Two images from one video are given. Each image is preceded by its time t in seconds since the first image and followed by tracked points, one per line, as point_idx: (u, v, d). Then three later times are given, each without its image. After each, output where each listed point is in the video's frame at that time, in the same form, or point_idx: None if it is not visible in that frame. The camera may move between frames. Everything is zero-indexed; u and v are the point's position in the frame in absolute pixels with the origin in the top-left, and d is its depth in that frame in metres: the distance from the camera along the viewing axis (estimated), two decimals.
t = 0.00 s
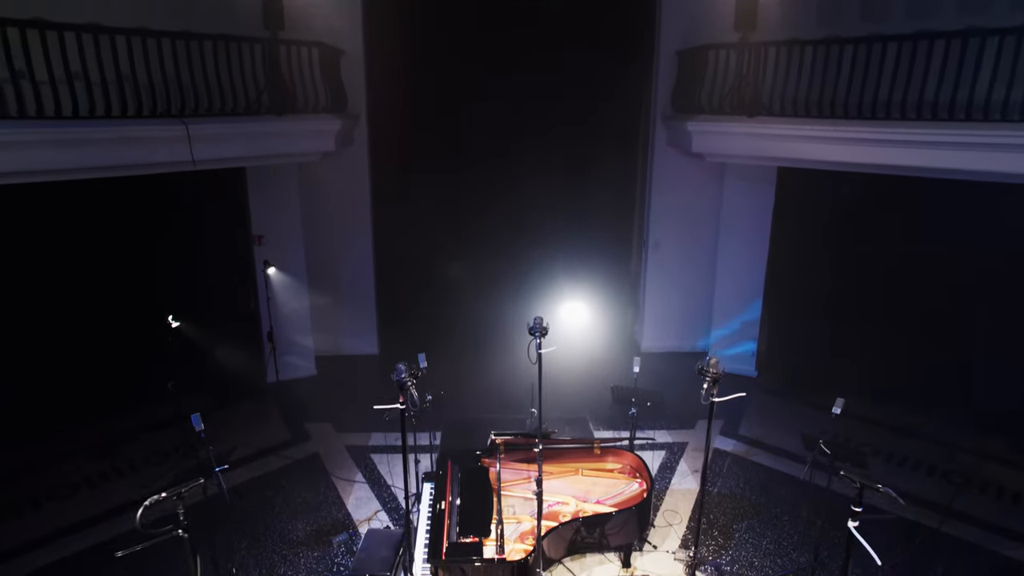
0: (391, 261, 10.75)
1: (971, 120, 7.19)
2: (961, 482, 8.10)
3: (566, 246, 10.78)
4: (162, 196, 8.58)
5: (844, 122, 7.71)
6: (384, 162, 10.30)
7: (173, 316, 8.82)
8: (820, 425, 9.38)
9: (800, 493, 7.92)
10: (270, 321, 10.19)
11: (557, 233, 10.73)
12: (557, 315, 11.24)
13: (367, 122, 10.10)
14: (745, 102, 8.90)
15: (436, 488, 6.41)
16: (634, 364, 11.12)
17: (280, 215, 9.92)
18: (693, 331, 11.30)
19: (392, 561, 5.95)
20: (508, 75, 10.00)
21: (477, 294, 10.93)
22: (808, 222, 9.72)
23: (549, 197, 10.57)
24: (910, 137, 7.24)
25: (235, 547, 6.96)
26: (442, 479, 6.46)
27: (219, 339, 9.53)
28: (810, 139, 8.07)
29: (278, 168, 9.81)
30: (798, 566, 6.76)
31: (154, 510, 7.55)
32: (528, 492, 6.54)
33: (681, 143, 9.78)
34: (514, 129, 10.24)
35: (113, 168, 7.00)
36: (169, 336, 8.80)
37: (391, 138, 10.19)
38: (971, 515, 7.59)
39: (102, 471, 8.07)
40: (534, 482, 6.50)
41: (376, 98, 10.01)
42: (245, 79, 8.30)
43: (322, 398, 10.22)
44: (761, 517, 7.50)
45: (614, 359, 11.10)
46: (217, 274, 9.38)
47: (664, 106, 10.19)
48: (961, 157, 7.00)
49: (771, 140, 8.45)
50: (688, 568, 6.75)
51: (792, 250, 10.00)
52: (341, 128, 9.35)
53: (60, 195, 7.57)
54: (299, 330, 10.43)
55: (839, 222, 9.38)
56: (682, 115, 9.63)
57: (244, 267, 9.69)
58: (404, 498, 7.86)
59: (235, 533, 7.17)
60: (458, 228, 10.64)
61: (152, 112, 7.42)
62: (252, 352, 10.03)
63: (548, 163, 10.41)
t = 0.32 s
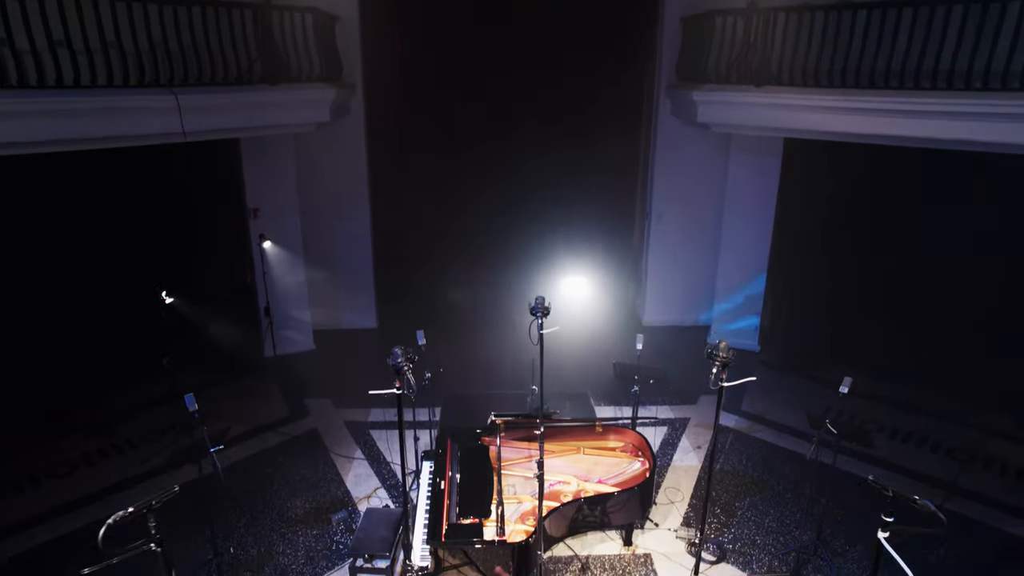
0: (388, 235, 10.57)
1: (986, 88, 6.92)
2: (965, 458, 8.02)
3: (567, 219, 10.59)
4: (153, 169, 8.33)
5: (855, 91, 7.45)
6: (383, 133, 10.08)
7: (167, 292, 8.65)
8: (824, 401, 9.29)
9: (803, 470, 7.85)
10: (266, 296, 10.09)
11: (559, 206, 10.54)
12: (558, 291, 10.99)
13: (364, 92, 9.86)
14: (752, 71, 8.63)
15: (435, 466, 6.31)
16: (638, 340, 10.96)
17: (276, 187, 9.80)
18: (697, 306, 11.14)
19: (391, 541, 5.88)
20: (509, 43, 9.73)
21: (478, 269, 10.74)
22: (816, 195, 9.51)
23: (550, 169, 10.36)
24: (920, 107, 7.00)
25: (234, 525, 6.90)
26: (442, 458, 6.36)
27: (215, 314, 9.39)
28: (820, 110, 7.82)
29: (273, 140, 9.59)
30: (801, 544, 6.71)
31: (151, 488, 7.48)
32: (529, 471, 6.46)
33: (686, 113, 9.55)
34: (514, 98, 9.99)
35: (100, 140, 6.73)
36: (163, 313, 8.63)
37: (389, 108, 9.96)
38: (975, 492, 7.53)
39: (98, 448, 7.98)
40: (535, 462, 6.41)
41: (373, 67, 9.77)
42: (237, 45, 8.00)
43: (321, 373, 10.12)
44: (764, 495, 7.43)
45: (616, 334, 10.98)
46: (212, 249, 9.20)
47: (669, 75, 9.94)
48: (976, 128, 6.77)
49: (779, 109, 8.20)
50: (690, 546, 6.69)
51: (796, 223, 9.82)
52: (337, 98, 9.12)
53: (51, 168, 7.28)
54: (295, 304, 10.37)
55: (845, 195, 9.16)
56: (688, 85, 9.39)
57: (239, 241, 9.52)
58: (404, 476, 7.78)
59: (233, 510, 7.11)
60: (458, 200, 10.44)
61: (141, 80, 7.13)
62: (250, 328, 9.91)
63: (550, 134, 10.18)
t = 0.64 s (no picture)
0: (387, 202, 10.41)
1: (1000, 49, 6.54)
2: (969, 431, 7.94)
3: (569, 186, 10.45)
4: (142, 137, 8.07)
5: (867, 57, 7.10)
6: (380, 98, 9.85)
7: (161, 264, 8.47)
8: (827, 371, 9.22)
9: (806, 442, 7.80)
10: (261, 267, 9.93)
11: (559, 174, 10.38)
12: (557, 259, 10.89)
13: (360, 56, 9.58)
14: (762, 34, 8.35)
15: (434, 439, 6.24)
16: (641, 308, 10.87)
17: (270, 155, 9.60)
18: (700, 275, 11.04)
19: (390, 516, 5.81)
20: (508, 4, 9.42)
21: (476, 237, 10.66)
22: (822, 162, 9.18)
23: (551, 135, 10.16)
24: (939, 72, 6.67)
25: (231, 499, 6.85)
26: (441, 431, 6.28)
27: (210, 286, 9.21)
28: (830, 76, 7.55)
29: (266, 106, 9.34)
30: (803, 518, 6.67)
31: (148, 462, 7.42)
32: (530, 447, 6.37)
33: (691, 77, 9.32)
34: (515, 63, 9.72)
35: (85, 106, 6.48)
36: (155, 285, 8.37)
37: (385, 72, 9.71)
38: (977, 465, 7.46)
39: (94, 421, 7.93)
40: (536, 437, 6.32)
41: (369, 30, 9.48)
42: (224, 5, 7.64)
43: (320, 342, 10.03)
44: (766, 468, 7.37)
45: (616, 304, 10.87)
46: (206, 218, 9.00)
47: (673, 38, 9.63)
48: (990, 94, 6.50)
49: (790, 73, 7.90)
50: (691, 520, 6.64)
51: (801, 192, 9.51)
52: (331, 61, 8.84)
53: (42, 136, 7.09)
54: (292, 274, 10.24)
55: (850, 163, 8.86)
56: (693, 48, 9.13)
57: (234, 209, 9.36)
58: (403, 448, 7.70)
59: (232, 484, 7.06)
60: (457, 167, 10.27)
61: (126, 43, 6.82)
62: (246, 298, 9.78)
63: (552, 100, 9.95)
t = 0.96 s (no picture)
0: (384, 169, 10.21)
1: None
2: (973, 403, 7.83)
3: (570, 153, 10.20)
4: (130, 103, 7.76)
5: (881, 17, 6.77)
6: (375, 61, 9.57)
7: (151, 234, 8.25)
8: (830, 341, 9.10)
9: (808, 414, 7.72)
10: (256, 235, 9.72)
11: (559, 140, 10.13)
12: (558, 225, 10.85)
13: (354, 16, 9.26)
14: None
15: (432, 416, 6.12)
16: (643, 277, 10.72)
17: (263, 121, 9.30)
18: (705, 242, 10.87)
19: (388, 492, 5.73)
20: None
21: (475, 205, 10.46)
22: (829, 128, 8.91)
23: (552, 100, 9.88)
24: (954, 32, 6.34)
25: (228, 473, 6.79)
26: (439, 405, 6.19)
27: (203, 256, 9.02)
28: (841, 37, 7.25)
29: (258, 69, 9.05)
30: (804, 492, 6.61)
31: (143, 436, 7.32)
32: (530, 421, 6.29)
33: (696, 39, 9.02)
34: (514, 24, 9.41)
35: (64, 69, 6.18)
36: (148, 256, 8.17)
37: (381, 34, 9.41)
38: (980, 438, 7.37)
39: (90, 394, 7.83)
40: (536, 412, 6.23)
41: None
42: None
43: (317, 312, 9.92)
44: (768, 440, 7.30)
45: (617, 271, 10.73)
46: (198, 187, 8.76)
47: None
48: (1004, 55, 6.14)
49: (802, 35, 7.58)
50: (692, 494, 6.58)
51: (808, 159, 9.28)
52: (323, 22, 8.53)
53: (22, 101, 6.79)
54: (288, 242, 9.98)
55: (857, 130, 8.59)
56: (699, 8, 8.81)
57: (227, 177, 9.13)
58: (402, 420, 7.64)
59: (228, 457, 6.99)
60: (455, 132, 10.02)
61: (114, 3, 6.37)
62: (242, 268, 9.63)
63: (552, 63, 9.65)
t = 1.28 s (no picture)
0: (381, 135, 10.01)
1: None
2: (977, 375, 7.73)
3: (571, 119, 9.92)
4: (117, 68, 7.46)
5: None
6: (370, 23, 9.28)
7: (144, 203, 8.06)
8: (834, 312, 8.99)
9: (810, 387, 7.65)
10: (250, 204, 9.64)
11: (560, 106, 9.84)
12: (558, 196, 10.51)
13: None
14: None
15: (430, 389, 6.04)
16: (644, 246, 10.59)
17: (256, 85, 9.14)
18: (706, 209, 10.78)
19: (386, 468, 5.67)
20: None
21: (474, 172, 10.26)
22: (835, 94, 8.71)
23: (552, 63, 9.57)
24: None
25: (225, 447, 6.73)
26: (437, 379, 6.09)
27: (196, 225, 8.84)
28: None
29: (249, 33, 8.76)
30: (807, 466, 6.55)
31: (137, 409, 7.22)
32: (529, 396, 6.21)
33: None
34: None
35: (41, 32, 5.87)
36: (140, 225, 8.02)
37: None
38: (984, 411, 7.30)
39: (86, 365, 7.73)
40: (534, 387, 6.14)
41: None
42: None
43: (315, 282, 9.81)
44: (771, 413, 7.23)
45: (618, 241, 10.62)
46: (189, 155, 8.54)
47: None
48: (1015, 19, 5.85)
49: None
50: (693, 468, 6.51)
51: (814, 124, 9.07)
52: None
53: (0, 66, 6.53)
54: (281, 210, 10.00)
55: (862, 96, 8.35)
56: None
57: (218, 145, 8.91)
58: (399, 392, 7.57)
59: (225, 431, 6.93)
60: (452, 98, 9.75)
61: None
62: (238, 237, 9.48)
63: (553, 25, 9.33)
